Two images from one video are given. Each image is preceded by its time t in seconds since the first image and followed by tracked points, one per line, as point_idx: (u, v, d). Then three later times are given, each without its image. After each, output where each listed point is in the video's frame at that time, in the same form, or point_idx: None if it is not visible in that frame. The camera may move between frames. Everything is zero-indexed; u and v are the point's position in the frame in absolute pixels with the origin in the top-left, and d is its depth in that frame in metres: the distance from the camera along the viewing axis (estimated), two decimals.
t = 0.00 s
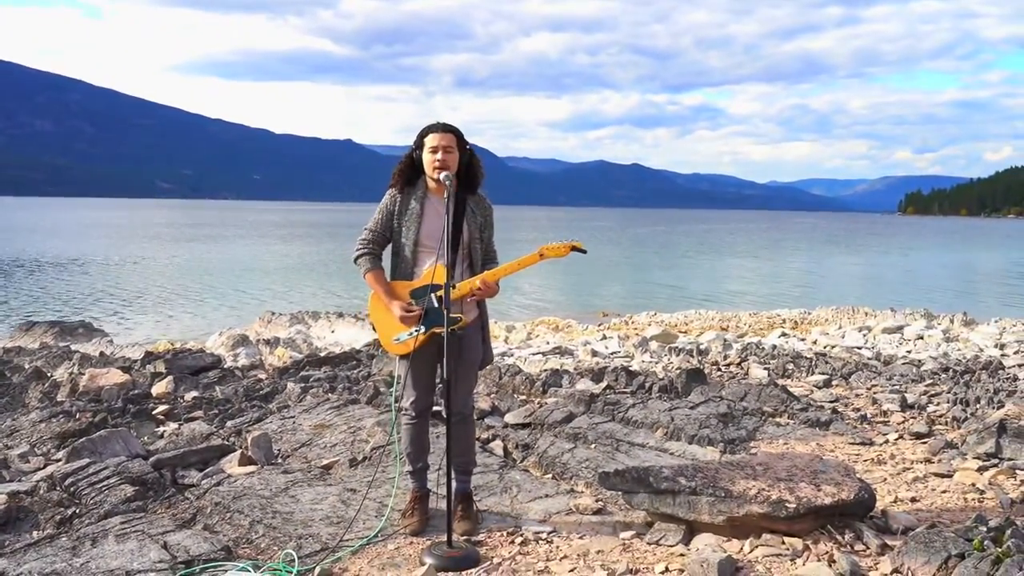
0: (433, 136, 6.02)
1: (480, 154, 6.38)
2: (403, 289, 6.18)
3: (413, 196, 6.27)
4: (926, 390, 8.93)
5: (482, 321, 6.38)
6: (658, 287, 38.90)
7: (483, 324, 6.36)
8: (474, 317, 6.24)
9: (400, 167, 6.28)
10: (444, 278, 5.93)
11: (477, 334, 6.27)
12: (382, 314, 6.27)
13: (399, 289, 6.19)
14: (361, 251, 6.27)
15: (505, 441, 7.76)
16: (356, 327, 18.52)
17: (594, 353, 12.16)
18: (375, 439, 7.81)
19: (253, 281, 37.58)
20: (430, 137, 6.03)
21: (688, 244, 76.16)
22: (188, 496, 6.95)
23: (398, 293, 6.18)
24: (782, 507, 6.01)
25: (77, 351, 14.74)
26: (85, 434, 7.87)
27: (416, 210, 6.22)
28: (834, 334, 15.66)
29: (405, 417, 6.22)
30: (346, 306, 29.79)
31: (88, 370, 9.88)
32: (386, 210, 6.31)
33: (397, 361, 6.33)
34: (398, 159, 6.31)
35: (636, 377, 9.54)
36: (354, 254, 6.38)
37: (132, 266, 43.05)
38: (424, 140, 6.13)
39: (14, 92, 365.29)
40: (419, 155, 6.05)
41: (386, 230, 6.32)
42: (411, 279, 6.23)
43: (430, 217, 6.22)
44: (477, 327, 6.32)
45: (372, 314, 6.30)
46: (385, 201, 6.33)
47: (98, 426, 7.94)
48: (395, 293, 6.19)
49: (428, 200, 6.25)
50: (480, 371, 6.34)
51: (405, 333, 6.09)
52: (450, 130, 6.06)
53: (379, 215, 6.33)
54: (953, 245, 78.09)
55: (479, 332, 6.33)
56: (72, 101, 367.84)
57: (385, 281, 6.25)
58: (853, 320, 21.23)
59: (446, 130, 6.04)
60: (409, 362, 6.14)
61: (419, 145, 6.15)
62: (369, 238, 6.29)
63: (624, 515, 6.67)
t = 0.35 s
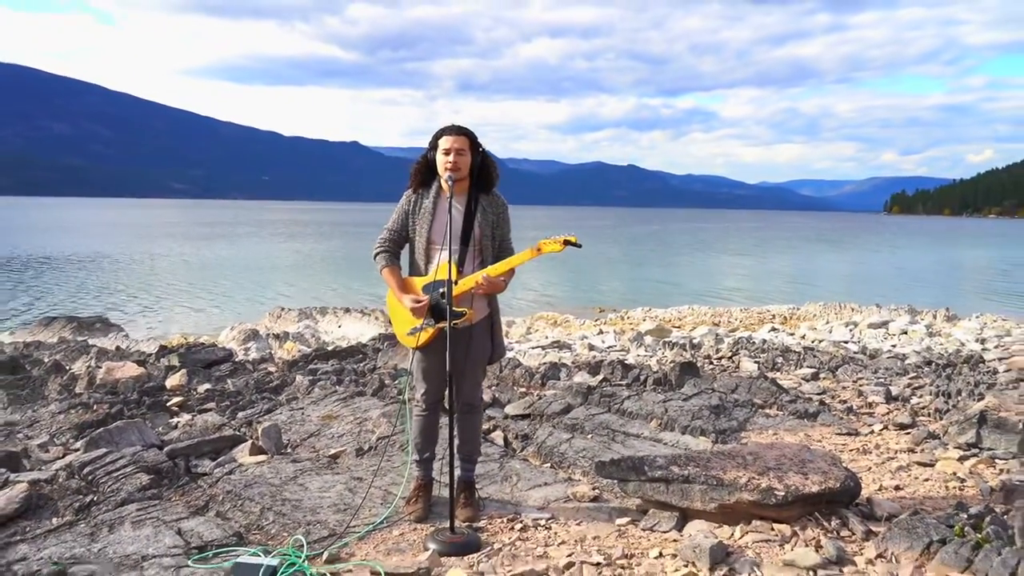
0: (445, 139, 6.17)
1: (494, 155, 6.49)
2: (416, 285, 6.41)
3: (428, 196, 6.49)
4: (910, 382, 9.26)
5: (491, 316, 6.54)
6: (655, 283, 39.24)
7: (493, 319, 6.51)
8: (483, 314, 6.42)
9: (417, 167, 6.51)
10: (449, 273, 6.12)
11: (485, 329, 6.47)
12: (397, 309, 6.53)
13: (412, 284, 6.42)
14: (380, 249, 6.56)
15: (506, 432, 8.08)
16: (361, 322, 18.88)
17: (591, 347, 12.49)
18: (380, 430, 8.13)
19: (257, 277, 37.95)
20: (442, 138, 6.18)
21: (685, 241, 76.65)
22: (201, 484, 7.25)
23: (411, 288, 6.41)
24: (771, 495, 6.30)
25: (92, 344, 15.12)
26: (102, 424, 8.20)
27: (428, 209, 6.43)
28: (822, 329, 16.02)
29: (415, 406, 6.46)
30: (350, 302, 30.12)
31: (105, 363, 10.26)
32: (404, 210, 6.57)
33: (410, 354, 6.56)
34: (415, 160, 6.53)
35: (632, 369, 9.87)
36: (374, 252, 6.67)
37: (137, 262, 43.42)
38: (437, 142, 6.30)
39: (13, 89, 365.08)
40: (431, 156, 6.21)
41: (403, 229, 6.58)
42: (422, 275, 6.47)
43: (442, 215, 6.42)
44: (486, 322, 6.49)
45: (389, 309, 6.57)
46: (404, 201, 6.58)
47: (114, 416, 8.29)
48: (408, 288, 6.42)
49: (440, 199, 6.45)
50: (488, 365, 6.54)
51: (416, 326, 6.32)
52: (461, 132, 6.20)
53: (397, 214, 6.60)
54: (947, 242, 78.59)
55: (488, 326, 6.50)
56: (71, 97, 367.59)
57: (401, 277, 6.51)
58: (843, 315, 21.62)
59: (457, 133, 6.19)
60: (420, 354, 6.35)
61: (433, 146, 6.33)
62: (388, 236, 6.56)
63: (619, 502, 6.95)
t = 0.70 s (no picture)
0: (447, 134, 6.44)
1: (494, 150, 6.77)
2: (420, 274, 6.67)
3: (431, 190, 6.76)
4: (893, 367, 9.63)
5: (492, 305, 6.78)
6: (650, 273, 39.63)
7: (493, 308, 6.73)
8: (482, 302, 6.65)
9: (421, 163, 6.79)
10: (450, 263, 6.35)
11: (484, 316, 6.69)
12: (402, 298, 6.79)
13: (415, 273, 6.68)
14: (386, 240, 6.83)
15: (505, 416, 8.43)
16: (365, 309, 19.25)
17: (586, 334, 12.85)
18: (384, 413, 8.56)
19: (261, 266, 38.33)
20: (444, 133, 6.46)
21: (682, 233, 77.01)
22: (211, 465, 7.55)
23: (416, 276, 6.67)
24: (759, 476, 6.49)
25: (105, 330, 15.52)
26: (116, 409, 8.58)
27: (431, 201, 6.70)
28: (809, 317, 16.45)
29: (420, 392, 6.69)
30: (352, 292, 30.50)
31: (119, 349, 10.81)
32: (409, 203, 6.84)
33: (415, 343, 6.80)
34: (419, 156, 6.81)
35: (626, 356, 10.22)
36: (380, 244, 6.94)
37: (142, 252, 43.82)
38: (440, 137, 6.58)
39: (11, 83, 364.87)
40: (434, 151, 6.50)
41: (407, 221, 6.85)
42: (426, 264, 6.73)
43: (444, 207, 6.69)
44: (485, 311, 6.72)
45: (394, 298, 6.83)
46: (408, 195, 6.85)
47: (129, 400, 8.73)
48: (413, 276, 6.67)
49: (443, 193, 6.72)
50: (488, 350, 6.76)
51: (419, 314, 6.57)
52: (462, 128, 6.47)
53: (402, 207, 6.87)
54: (940, 234, 79.15)
55: (488, 314, 6.72)
56: (69, 91, 367.38)
57: (405, 267, 6.77)
58: (832, 302, 22.02)
59: (458, 128, 6.46)
60: (423, 342, 6.60)
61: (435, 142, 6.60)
62: (393, 228, 6.84)
63: (614, 482, 7.24)
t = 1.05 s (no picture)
0: (443, 123, 6.50)
1: (487, 139, 6.85)
2: (414, 260, 6.81)
3: (425, 177, 6.83)
4: (886, 352, 9.78)
5: (485, 291, 6.92)
6: (646, 259, 39.76)
7: (486, 294, 6.89)
8: (477, 288, 6.79)
9: (415, 150, 6.84)
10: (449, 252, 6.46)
11: (479, 303, 6.83)
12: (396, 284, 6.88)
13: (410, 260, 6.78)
14: (379, 227, 6.89)
15: (505, 399, 8.61)
16: (368, 296, 19.42)
17: (584, 320, 13.00)
18: (386, 397, 8.75)
19: (263, 253, 38.47)
20: (440, 122, 6.51)
21: (679, 220, 77.18)
22: (218, 448, 7.73)
23: (410, 263, 6.80)
24: (755, 458, 6.63)
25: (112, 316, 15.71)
26: (125, 393, 8.77)
27: (426, 189, 6.78)
28: (801, 303, 16.59)
29: (417, 376, 6.83)
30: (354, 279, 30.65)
31: (127, 336, 10.98)
32: (402, 189, 6.90)
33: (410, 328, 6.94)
34: (413, 143, 6.85)
35: (623, 341, 10.41)
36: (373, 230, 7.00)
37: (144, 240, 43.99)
38: (435, 126, 6.64)
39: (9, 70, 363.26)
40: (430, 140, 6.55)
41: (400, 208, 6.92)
42: (421, 252, 6.83)
43: (439, 196, 6.78)
44: (480, 297, 6.86)
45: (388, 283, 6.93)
46: (402, 181, 6.91)
47: (137, 385, 8.90)
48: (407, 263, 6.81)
49: (437, 181, 6.81)
50: (483, 336, 6.91)
51: (415, 301, 6.70)
52: (458, 117, 6.53)
53: (395, 193, 6.93)
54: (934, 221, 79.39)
55: (483, 301, 6.87)
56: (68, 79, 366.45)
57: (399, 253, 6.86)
58: (823, 289, 22.19)
59: (455, 118, 6.52)
60: (419, 327, 6.73)
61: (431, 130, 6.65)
62: (387, 214, 6.90)
63: (611, 465, 7.39)
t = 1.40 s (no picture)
0: (443, 114, 6.62)
1: (481, 131, 7.03)
2: (408, 248, 6.86)
3: (420, 166, 6.93)
4: (876, 336, 10.04)
5: (476, 278, 7.10)
6: (644, 247, 40.05)
7: (477, 281, 7.08)
8: (470, 275, 6.98)
9: (411, 138, 6.89)
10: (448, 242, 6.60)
11: (473, 289, 7.03)
12: (388, 270, 6.96)
13: (403, 247, 6.86)
14: (371, 214, 6.91)
15: (505, 382, 8.87)
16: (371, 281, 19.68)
17: (582, 305, 13.24)
18: (389, 380, 9.03)
19: (266, 241, 38.70)
20: (439, 113, 6.64)
21: (678, 208, 77.43)
22: (228, 429, 7.98)
23: (404, 250, 6.85)
24: (746, 439, 6.74)
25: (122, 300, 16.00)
26: (136, 376, 9.02)
27: (421, 177, 6.88)
28: (794, 289, 16.90)
29: (413, 360, 6.98)
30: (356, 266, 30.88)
31: (138, 321, 11.25)
32: (395, 176, 6.94)
33: (403, 313, 7.08)
34: (408, 131, 6.90)
35: (620, 326, 10.67)
36: (363, 215, 7.01)
37: (149, 227, 44.24)
38: (433, 116, 6.74)
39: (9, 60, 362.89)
40: (430, 130, 6.67)
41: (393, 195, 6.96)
42: (414, 239, 6.93)
43: (435, 185, 6.91)
44: (472, 284, 7.05)
45: (379, 269, 6.99)
46: (395, 168, 6.95)
47: (147, 369, 9.14)
48: (400, 250, 6.85)
49: (432, 170, 6.92)
50: (477, 321, 7.11)
51: (409, 288, 6.84)
52: (457, 110, 6.67)
53: (387, 180, 6.96)
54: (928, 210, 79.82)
55: (474, 287, 7.06)
56: (67, 69, 365.78)
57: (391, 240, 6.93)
58: (816, 276, 22.48)
59: (454, 110, 6.65)
60: (415, 312, 6.89)
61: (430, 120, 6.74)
62: (379, 201, 6.92)
63: (608, 446, 7.60)
